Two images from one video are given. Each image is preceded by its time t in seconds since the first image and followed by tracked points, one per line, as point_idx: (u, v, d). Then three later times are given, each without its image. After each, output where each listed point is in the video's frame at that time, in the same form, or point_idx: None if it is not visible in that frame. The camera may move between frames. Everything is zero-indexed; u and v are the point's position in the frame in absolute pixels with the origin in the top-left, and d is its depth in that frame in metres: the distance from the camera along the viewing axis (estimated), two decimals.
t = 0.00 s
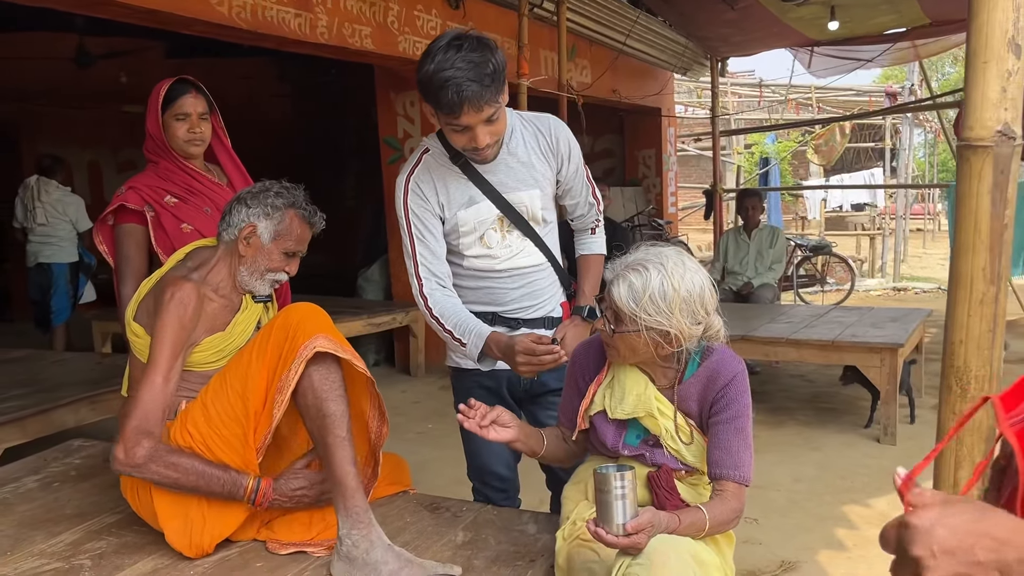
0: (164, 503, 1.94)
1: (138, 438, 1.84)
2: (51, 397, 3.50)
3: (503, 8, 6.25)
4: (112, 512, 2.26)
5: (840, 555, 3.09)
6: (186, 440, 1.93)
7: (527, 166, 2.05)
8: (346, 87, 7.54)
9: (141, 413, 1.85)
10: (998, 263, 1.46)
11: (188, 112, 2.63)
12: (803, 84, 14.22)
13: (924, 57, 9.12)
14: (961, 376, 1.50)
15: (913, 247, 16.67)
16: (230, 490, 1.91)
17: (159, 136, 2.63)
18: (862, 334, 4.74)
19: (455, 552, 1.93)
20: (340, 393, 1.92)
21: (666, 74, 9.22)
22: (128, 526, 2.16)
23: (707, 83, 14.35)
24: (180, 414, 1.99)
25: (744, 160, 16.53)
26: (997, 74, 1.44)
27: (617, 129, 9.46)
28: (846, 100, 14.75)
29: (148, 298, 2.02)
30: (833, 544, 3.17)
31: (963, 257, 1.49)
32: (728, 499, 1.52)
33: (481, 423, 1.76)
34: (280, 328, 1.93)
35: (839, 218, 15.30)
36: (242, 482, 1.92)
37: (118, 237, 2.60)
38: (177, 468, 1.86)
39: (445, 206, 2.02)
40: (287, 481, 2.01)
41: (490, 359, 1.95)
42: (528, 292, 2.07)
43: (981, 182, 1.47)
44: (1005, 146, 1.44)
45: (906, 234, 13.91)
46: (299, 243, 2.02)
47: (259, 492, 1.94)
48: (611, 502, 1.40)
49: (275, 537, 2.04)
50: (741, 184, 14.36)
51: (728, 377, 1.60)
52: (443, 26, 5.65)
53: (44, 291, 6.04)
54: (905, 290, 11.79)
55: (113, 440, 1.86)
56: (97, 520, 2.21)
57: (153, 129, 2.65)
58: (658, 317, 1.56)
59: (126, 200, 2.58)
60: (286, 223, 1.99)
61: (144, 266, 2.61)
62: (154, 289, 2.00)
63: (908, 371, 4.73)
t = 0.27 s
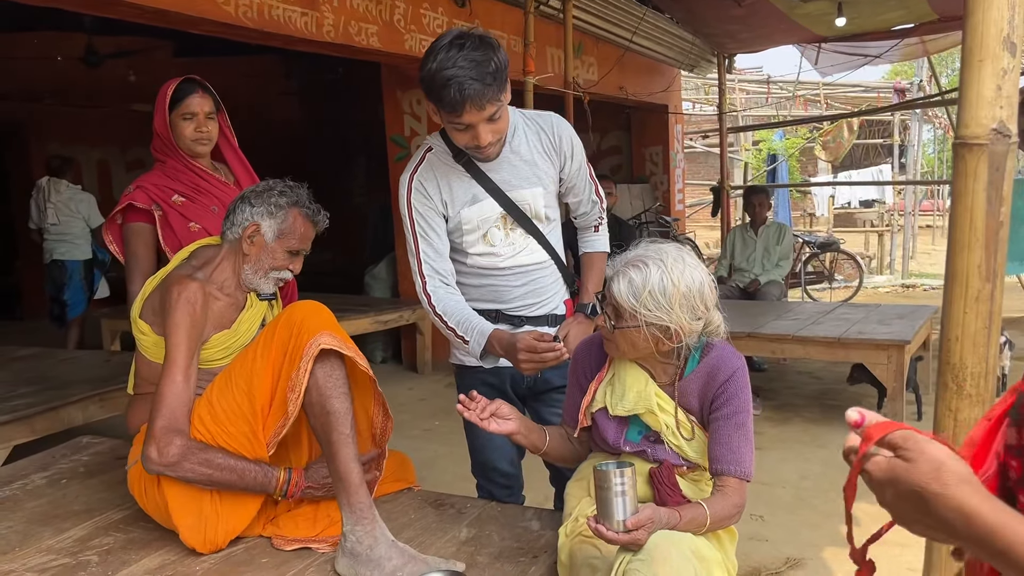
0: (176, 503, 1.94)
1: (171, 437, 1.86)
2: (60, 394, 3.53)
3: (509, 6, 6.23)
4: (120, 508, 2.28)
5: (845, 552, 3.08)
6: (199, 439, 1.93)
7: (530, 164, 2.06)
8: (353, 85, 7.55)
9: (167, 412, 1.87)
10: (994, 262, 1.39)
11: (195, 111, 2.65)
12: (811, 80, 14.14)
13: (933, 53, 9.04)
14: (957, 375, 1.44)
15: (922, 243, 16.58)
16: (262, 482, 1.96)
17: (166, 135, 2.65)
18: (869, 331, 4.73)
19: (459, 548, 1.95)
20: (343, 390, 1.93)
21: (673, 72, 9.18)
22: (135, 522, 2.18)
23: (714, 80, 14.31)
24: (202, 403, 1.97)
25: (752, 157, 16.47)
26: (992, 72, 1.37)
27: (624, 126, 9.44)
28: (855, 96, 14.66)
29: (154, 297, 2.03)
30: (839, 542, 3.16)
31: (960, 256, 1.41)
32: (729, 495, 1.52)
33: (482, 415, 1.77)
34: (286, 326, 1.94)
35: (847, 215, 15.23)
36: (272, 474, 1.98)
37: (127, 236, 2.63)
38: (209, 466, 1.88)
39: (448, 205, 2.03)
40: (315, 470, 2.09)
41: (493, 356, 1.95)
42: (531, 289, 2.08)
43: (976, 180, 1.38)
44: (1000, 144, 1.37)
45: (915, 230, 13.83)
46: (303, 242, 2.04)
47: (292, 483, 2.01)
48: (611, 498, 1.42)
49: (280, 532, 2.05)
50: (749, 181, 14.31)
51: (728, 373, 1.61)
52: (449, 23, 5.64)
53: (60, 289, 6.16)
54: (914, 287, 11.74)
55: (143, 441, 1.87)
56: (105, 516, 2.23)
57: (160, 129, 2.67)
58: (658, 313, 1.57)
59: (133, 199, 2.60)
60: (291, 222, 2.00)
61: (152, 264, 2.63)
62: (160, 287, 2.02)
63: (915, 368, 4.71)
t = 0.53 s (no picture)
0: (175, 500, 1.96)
1: (158, 433, 1.88)
2: (66, 392, 3.55)
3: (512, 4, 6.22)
4: (125, 505, 2.29)
5: (848, 549, 3.08)
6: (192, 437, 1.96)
7: (531, 162, 2.06)
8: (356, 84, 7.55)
9: (157, 409, 1.90)
10: (990, 257, 1.39)
11: (200, 109, 2.66)
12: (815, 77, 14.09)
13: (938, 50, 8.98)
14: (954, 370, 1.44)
15: (927, 240, 16.52)
16: (249, 484, 1.95)
17: (172, 133, 2.66)
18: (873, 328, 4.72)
19: (461, 544, 1.95)
20: (344, 388, 1.94)
21: (676, 69, 9.16)
22: (140, 519, 2.20)
23: (718, 78, 14.28)
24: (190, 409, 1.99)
25: (757, 154, 16.44)
26: (989, 68, 1.37)
27: (628, 124, 9.43)
28: (859, 93, 14.61)
29: (157, 295, 2.05)
30: (843, 539, 3.16)
31: (957, 252, 1.41)
32: (729, 491, 1.53)
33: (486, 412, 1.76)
34: (286, 325, 1.95)
35: (852, 212, 15.19)
36: (260, 474, 1.96)
37: (132, 233, 2.63)
38: (193, 464, 1.90)
39: (450, 202, 2.04)
40: (306, 471, 2.06)
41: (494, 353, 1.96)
42: (533, 287, 2.09)
43: (972, 177, 1.38)
44: (997, 139, 1.37)
45: (920, 227, 13.78)
46: (307, 242, 2.04)
47: (277, 483, 1.98)
48: (611, 495, 1.43)
49: (281, 529, 2.07)
50: (753, 178, 14.28)
51: (728, 369, 1.61)
52: (452, 22, 5.63)
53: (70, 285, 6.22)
54: (919, 285, 11.69)
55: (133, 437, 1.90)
56: (110, 513, 2.25)
57: (166, 127, 2.68)
58: (658, 309, 1.58)
59: (139, 197, 2.61)
60: (293, 221, 2.01)
61: (158, 261, 2.64)
62: (164, 285, 2.03)
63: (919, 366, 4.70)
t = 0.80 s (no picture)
0: (182, 497, 1.95)
1: (179, 432, 1.87)
2: (69, 390, 3.57)
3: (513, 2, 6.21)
4: (128, 502, 2.31)
5: (849, 545, 3.08)
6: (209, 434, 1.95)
7: (531, 159, 2.07)
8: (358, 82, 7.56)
9: (176, 407, 1.88)
10: (986, 252, 1.39)
11: (201, 108, 2.66)
12: (818, 75, 14.07)
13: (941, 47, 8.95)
14: (951, 364, 1.44)
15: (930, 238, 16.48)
16: (272, 479, 1.98)
17: (174, 132, 2.67)
18: (874, 325, 4.72)
19: (461, 540, 1.96)
20: (346, 384, 1.95)
21: (678, 67, 9.15)
22: (143, 515, 2.21)
23: (720, 76, 14.26)
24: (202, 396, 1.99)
25: (759, 152, 16.42)
26: (984, 64, 1.37)
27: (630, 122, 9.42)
28: (861, 91, 14.57)
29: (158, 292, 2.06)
30: (843, 535, 3.16)
31: (953, 246, 1.41)
32: (729, 487, 1.54)
33: (490, 415, 1.77)
34: (287, 322, 1.96)
35: (854, 210, 15.16)
36: (282, 470, 1.99)
37: (134, 231, 2.65)
38: (216, 461, 1.90)
39: (450, 199, 2.04)
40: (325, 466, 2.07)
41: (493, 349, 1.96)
42: (533, 283, 2.09)
43: (968, 172, 1.38)
44: (992, 135, 1.38)
45: (922, 225, 13.76)
46: (307, 240, 2.05)
47: (300, 478, 2.01)
48: (611, 490, 1.43)
49: (285, 525, 2.08)
50: (755, 176, 14.27)
51: (728, 366, 1.61)
52: (453, 20, 5.63)
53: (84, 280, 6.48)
54: (921, 282, 11.67)
55: (153, 437, 1.88)
56: (113, 509, 2.26)
57: (168, 126, 2.69)
58: (659, 307, 1.59)
59: (141, 195, 2.62)
60: (295, 219, 2.01)
61: (160, 259, 2.65)
62: (164, 282, 2.04)
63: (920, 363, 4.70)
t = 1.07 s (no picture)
0: (179, 493, 1.97)
1: (177, 429, 1.88)
2: (70, 389, 3.58)
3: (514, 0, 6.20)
4: (130, 500, 2.31)
5: (850, 543, 3.09)
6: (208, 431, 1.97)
7: (532, 157, 2.07)
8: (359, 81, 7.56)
9: (175, 404, 1.90)
10: (986, 249, 1.39)
11: (202, 107, 2.66)
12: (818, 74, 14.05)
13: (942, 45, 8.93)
14: (950, 361, 1.44)
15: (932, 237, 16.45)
16: (270, 477, 1.99)
17: (175, 131, 2.68)
18: (875, 323, 4.72)
19: (463, 539, 1.97)
20: (347, 383, 1.96)
21: (679, 66, 9.14)
22: (145, 514, 2.22)
23: (721, 74, 14.25)
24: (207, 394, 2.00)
25: (759, 150, 16.41)
26: (984, 61, 1.37)
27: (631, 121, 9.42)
28: (862, 89, 14.56)
29: (161, 291, 2.06)
30: (845, 533, 3.16)
31: (953, 244, 1.42)
32: (730, 485, 1.54)
33: (491, 410, 1.77)
34: (288, 321, 1.97)
35: (855, 209, 15.13)
36: (280, 469, 2.01)
37: (136, 231, 2.65)
38: (215, 458, 1.91)
39: (451, 198, 2.05)
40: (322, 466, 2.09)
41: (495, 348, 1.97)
42: (535, 282, 2.09)
43: (968, 169, 1.39)
44: (992, 133, 1.38)
45: (923, 223, 13.75)
46: (309, 240, 2.05)
47: (297, 477, 2.03)
48: (612, 487, 1.44)
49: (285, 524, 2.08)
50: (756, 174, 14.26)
51: (729, 364, 1.62)
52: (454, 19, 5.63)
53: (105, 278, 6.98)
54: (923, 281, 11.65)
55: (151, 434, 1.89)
56: (116, 508, 2.27)
57: (169, 125, 2.69)
58: (660, 304, 1.59)
59: (142, 194, 2.63)
60: (297, 220, 2.02)
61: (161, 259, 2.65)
62: (167, 282, 2.04)
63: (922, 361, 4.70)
